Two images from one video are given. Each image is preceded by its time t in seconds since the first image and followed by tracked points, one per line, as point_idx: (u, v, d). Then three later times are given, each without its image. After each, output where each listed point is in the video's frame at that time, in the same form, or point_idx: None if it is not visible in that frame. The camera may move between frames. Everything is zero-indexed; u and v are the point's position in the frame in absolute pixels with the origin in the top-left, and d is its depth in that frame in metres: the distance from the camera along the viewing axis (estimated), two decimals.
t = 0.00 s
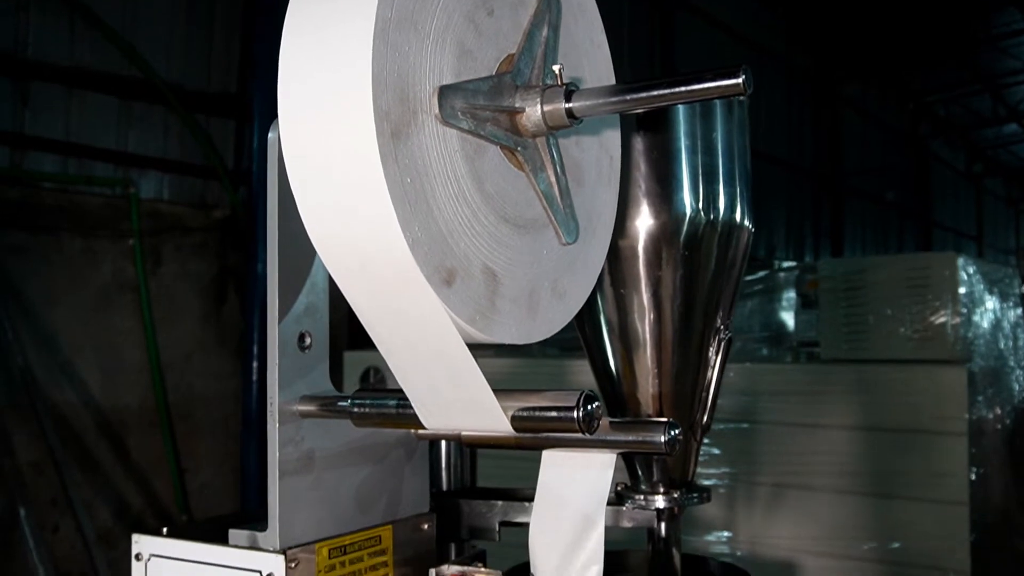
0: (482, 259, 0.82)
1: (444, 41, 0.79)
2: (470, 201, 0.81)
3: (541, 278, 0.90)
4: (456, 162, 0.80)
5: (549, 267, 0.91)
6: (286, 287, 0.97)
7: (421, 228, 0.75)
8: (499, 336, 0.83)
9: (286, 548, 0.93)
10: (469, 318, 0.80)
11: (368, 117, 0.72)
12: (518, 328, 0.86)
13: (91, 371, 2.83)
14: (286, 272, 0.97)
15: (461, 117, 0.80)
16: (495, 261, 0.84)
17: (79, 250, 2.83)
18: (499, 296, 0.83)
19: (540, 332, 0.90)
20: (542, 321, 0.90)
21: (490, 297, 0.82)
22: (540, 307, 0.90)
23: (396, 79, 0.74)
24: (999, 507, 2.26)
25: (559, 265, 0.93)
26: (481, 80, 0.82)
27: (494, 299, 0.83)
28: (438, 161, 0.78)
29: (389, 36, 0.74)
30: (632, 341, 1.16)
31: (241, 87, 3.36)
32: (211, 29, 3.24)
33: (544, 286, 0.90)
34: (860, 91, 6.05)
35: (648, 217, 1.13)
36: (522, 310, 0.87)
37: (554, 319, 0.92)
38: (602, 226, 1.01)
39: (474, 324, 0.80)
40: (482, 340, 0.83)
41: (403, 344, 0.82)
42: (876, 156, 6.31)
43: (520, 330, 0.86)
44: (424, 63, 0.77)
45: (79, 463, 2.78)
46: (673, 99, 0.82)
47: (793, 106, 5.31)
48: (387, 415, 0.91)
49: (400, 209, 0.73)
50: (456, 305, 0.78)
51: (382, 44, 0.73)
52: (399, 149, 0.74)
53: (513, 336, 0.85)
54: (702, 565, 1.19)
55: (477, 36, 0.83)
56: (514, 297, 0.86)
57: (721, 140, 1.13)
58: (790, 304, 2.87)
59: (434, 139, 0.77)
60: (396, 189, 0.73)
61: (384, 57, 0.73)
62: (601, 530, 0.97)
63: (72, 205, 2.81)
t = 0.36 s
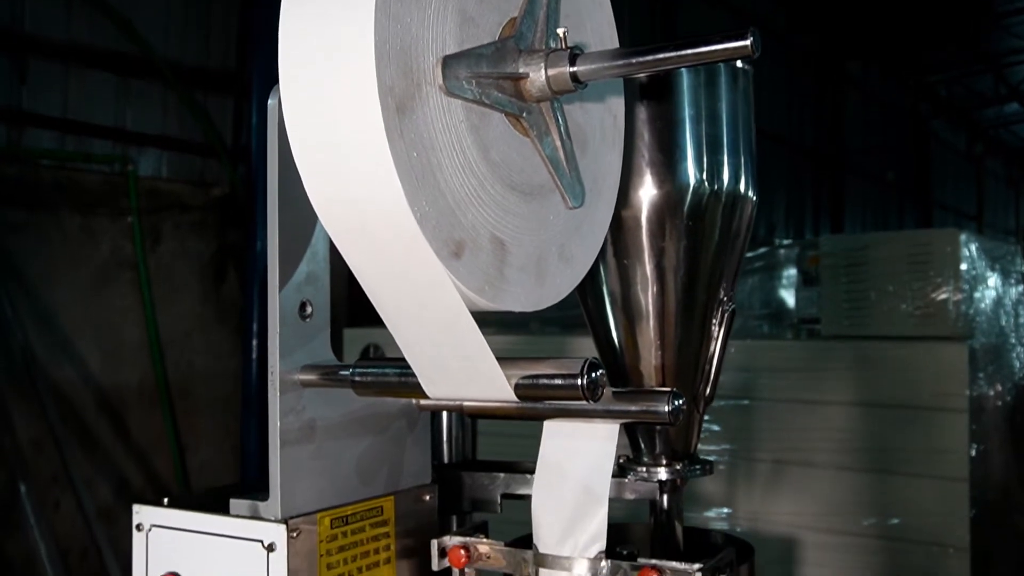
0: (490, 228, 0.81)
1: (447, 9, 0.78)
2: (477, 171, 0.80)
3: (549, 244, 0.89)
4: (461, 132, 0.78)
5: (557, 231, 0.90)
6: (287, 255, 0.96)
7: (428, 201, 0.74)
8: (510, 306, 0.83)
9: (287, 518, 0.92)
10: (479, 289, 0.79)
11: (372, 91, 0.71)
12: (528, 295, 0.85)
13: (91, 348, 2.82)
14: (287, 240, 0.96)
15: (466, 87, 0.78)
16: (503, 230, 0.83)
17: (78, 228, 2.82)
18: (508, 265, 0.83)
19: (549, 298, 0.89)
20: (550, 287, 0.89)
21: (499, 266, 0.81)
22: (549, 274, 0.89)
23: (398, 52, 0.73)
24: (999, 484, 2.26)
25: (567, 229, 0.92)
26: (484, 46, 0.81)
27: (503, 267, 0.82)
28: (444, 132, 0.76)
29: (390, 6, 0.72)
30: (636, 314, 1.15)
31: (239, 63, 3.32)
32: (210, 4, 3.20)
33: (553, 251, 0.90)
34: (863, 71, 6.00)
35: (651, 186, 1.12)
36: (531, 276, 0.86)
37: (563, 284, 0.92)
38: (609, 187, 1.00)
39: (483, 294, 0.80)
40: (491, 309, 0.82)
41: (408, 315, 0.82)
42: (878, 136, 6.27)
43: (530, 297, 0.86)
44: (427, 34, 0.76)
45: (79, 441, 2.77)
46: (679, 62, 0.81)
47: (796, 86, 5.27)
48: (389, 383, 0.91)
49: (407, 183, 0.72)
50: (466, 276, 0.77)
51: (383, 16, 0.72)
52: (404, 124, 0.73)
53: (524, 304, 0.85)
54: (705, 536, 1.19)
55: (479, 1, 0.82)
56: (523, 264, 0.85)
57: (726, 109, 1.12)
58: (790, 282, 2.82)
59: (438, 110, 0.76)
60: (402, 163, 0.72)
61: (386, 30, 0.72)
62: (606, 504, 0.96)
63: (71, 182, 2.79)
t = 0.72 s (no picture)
0: (499, 199, 0.80)
1: None
2: (484, 142, 0.79)
3: (557, 210, 0.89)
4: (468, 104, 0.77)
5: (564, 196, 0.90)
6: (288, 224, 0.95)
7: (438, 177, 0.74)
8: (520, 275, 0.84)
9: (290, 489, 0.92)
10: (489, 261, 0.80)
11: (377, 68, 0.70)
12: (537, 263, 0.86)
13: (91, 326, 2.82)
14: (289, 210, 0.95)
15: (471, 57, 0.77)
16: (512, 200, 0.82)
17: (77, 206, 2.80)
18: (517, 235, 0.83)
19: (558, 265, 0.90)
20: (559, 254, 0.90)
21: (508, 236, 0.82)
22: (557, 240, 0.90)
23: (403, 26, 0.71)
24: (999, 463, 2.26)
25: (574, 193, 0.92)
26: (488, 14, 0.78)
27: (512, 237, 0.82)
28: (450, 106, 0.75)
29: None
30: (640, 286, 1.14)
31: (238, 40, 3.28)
32: None
33: (561, 217, 0.90)
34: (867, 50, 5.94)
35: (655, 157, 1.11)
36: (540, 244, 0.87)
37: (570, 249, 0.92)
38: (616, 149, 0.99)
39: (493, 265, 0.80)
40: (501, 279, 0.83)
41: (412, 286, 0.82)
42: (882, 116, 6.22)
43: (538, 265, 0.87)
44: (430, 6, 0.74)
45: (79, 419, 2.77)
46: (686, 26, 0.78)
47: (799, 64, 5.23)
48: (390, 353, 0.91)
49: (415, 160, 0.72)
50: (476, 249, 0.77)
51: None
52: (411, 100, 0.72)
53: (534, 271, 0.86)
54: (707, 509, 1.19)
55: None
56: (531, 233, 0.85)
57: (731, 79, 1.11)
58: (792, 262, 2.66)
59: (444, 84, 0.75)
60: (410, 141, 0.71)
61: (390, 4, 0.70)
62: (609, 472, 0.96)
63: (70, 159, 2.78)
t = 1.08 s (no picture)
0: (504, 170, 0.80)
1: None
2: (488, 114, 0.78)
3: (562, 175, 0.88)
4: (470, 77, 0.76)
5: (569, 162, 0.89)
6: (286, 194, 0.94)
7: (443, 153, 0.73)
8: (527, 245, 0.83)
9: (289, 461, 0.91)
10: (496, 234, 0.79)
11: (378, 46, 0.69)
12: (544, 232, 0.86)
13: (90, 306, 2.81)
14: (287, 180, 0.94)
15: (472, 30, 0.76)
16: (517, 170, 0.82)
17: (75, 185, 2.79)
18: (523, 206, 0.82)
19: (564, 230, 0.90)
20: (566, 220, 0.90)
21: (514, 208, 0.81)
22: (563, 206, 0.89)
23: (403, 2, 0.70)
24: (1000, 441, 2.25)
25: (579, 158, 0.91)
26: None
27: (519, 209, 0.82)
28: (453, 80, 0.74)
29: None
30: (641, 259, 1.14)
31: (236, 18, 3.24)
32: None
33: (566, 182, 0.89)
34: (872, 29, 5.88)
35: (658, 128, 1.09)
36: (546, 213, 0.86)
37: (577, 214, 0.92)
38: (618, 114, 0.98)
39: (501, 239, 0.80)
40: (507, 249, 0.83)
41: (417, 258, 0.81)
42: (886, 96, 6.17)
43: (545, 233, 0.86)
44: None
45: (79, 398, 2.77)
46: None
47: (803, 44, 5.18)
48: (389, 323, 0.90)
49: (420, 138, 0.71)
50: (482, 223, 0.77)
51: None
52: (413, 78, 0.71)
53: (542, 240, 0.85)
54: (709, 484, 1.18)
55: None
56: (537, 203, 0.85)
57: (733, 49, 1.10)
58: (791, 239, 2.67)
59: (446, 58, 0.74)
60: (414, 120, 0.70)
61: None
62: (609, 443, 0.96)
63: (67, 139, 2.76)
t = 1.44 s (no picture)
0: (508, 138, 0.79)
1: None
2: (489, 81, 0.77)
3: (565, 139, 0.87)
4: (471, 45, 0.74)
5: (572, 125, 0.88)
6: (282, 162, 0.93)
7: (446, 126, 0.72)
8: (532, 212, 0.83)
9: (286, 431, 0.91)
10: (501, 202, 0.79)
11: (378, 20, 0.67)
12: (549, 198, 0.85)
13: (88, 286, 2.80)
14: (283, 148, 0.93)
15: None
16: (521, 137, 0.81)
17: (71, 164, 2.76)
18: (528, 172, 0.81)
19: (570, 194, 0.89)
20: (570, 183, 0.89)
21: (519, 175, 0.80)
22: (567, 170, 0.88)
23: None
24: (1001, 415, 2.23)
25: (582, 120, 0.90)
26: None
27: (524, 176, 0.81)
28: (454, 51, 0.73)
29: None
30: (641, 231, 1.12)
31: None
32: None
33: (570, 146, 0.88)
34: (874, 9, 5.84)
35: (658, 98, 1.08)
36: (551, 178, 0.85)
37: (582, 176, 0.91)
38: (619, 73, 0.97)
39: (507, 207, 0.79)
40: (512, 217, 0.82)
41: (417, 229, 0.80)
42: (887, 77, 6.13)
43: (551, 198, 0.85)
44: None
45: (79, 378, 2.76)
46: None
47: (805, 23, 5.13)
48: (387, 292, 0.89)
49: (423, 113, 0.70)
50: (488, 193, 0.77)
51: None
52: (415, 51, 0.69)
53: (546, 205, 0.85)
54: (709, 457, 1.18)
55: None
56: (542, 168, 0.84)
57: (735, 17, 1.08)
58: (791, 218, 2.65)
59: (446, 28, 0.72)
60: (417, 94, 0.69)
61: None
62: (608, 416, 0.95)
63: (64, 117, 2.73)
